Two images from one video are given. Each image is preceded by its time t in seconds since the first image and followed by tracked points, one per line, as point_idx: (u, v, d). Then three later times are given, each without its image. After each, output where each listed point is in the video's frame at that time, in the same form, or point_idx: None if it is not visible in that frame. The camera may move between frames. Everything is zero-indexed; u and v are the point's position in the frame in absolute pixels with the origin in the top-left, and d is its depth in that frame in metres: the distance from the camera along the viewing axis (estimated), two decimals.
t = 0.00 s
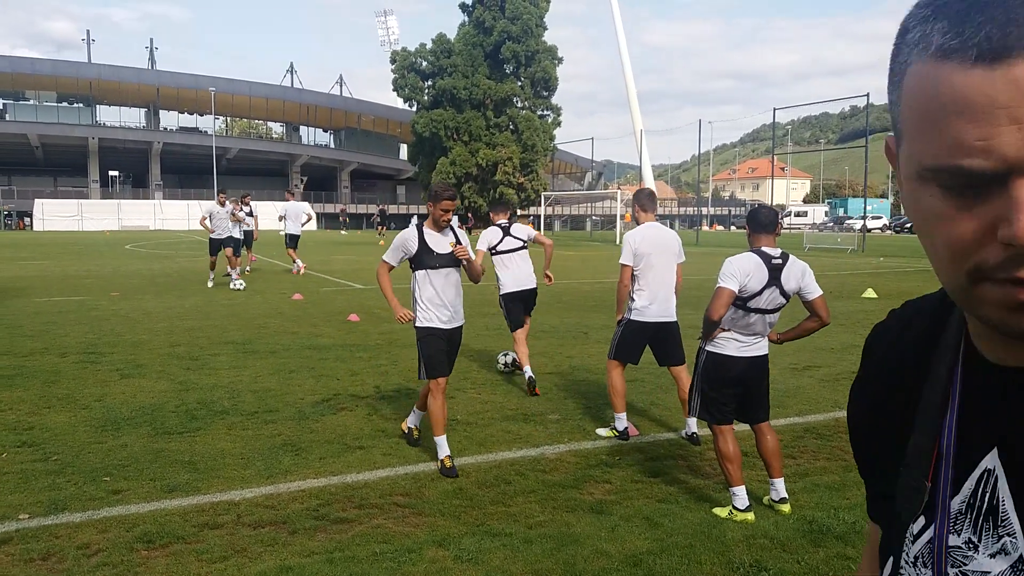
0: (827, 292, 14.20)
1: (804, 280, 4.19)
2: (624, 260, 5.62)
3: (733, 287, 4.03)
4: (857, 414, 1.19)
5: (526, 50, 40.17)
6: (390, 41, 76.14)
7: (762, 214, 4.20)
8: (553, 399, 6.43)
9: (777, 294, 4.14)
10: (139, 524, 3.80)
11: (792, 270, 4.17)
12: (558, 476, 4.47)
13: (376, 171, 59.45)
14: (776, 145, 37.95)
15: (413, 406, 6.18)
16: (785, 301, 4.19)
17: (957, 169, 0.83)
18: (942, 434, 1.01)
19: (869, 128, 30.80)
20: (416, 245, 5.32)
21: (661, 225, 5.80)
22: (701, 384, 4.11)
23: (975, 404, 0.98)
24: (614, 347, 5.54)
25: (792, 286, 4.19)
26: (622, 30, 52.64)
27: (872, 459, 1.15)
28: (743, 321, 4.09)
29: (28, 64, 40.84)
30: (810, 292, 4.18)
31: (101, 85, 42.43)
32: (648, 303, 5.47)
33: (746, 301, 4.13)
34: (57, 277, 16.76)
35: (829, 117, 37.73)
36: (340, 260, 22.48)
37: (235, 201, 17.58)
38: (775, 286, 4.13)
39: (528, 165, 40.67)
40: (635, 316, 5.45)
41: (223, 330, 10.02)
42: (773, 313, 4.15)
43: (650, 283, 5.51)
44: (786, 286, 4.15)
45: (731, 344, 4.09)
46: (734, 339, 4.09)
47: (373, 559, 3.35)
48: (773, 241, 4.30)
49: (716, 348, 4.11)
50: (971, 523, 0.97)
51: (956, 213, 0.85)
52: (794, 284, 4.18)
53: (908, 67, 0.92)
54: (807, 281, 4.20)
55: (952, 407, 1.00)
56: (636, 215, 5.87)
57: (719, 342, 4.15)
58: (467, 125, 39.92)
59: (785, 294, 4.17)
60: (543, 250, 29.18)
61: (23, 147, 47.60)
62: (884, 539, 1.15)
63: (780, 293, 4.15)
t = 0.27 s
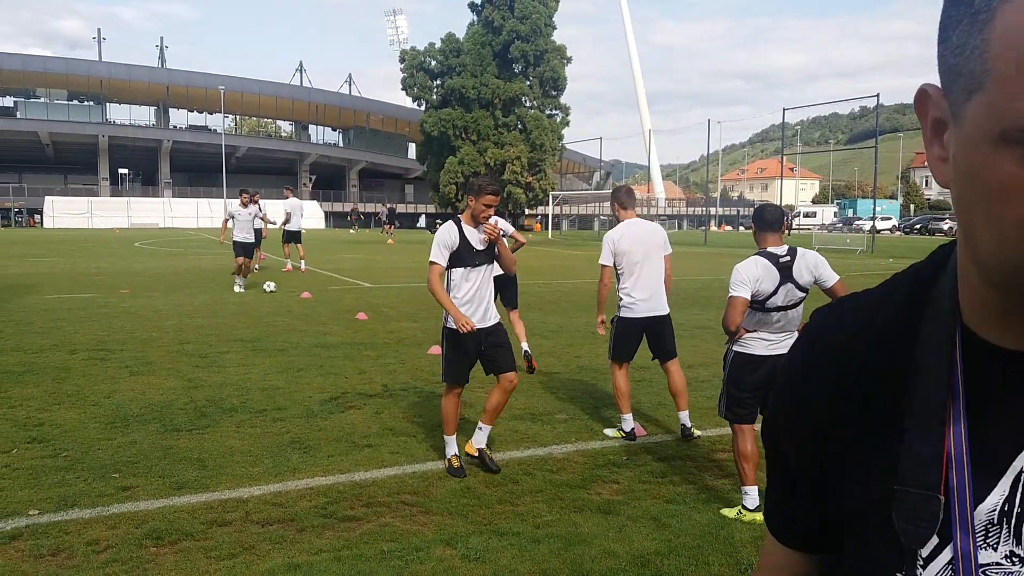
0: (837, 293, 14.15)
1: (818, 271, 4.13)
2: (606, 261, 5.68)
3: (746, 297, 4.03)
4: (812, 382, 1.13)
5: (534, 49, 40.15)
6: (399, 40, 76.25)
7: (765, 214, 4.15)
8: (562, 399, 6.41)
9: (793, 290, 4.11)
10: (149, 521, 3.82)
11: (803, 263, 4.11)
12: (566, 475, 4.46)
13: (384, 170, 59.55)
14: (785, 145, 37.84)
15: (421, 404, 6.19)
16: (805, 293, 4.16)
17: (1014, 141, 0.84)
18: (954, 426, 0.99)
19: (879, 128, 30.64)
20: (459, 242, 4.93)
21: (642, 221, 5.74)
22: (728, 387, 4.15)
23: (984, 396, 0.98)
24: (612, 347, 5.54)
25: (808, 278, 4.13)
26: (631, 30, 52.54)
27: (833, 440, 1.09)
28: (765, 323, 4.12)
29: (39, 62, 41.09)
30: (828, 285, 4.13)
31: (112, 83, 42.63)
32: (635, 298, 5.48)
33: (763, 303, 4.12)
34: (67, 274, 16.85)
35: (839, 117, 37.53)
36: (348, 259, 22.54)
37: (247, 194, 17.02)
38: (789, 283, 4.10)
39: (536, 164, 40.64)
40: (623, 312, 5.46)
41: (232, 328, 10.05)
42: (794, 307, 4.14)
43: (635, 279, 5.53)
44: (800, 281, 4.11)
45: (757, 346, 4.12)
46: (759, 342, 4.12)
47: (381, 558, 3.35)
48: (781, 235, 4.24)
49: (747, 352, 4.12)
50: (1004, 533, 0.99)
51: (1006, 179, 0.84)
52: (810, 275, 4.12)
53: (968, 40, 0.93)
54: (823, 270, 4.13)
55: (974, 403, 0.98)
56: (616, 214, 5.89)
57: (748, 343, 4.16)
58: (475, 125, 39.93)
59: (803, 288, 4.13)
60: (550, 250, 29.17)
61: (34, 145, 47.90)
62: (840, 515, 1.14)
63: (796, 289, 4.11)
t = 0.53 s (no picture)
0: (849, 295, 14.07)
1: (832, 259, 4.10)
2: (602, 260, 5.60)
3: (762, 296, 4.01)
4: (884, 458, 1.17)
5: (543, 50, 40.18)
6: (408, 42, 76.48)
7: (768, 213, 4.17)
8: (571, 401, 6.39)
9: (811, 282, 4.06)
10: (161, 520, 3.84)
11: (813, 254, 4.10)
12: (577, 476, 4.46)
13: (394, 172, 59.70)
14: (795, 145, 37.70)
15: (430, 404, 6.20)
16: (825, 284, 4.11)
17: None
18: None
19: (890, 128, 30.49)
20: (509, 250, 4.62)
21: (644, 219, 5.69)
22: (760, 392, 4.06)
23: None
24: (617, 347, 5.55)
25: (823, 267, 4.09)
26: (640, 31, 52.50)
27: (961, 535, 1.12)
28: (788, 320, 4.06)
29: (52, 64, 41.43)
30: (845, 272, 4.09)
31: (123, 85, 42.91)
32: (638, 297, 5.50)
33: (781, 301, 4.09)
34: (79, 275, 16.98)
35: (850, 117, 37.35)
36: (358, 260, 22.61)
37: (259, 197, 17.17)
38: (804, 275, 4.06)
39: (545, 165, 40.64)
40: (627, 313, 5.49)
41: (242, 328, 10.10)
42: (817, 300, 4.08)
43: (636, 278, 5.54)
44: (814, 271, 4.07)
45: (788, 343, 4.03)
46: (789, 340, 4.04)
47: (392, 557, 3.36)
48: (785, 236, 4.26)
49: (780, 354, 4.04)
50: None
51: None
52: (824, 264, 4.09)
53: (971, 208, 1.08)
54: (837, 259, 4.10)
55: None
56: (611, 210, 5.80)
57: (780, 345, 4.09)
58: (484, 126, 39.98)
59: (821, 277, 4.09)
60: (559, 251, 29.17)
61: (47, 147, 48.29)
62: (920, 507, 1.14)
63: (812, 279, 4.07)
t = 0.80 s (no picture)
0: (839, 290, 14.12)
1: (830, 252, 4.00)
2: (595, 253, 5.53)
3: (758, 291, 3.91)
4: None
5: (537, 43, 40.13)
6: (401, 34, 76.22)
7: (765, 209, 4.08)
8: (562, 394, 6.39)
9: (809, 275, 3.97)
10: (151, 513, 3.83)
11: (811, 246, 4.00)
12: (568, 469, 4.47)
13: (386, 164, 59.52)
14: (788, 140, 37.76)
15: (422, 398, 6.19)
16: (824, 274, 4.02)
17: None
18: None
19: (881, 124, 30.58)
20: (538, 239, 4.31)
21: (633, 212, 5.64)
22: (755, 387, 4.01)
23: None
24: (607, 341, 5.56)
25: (821, 259, 4.00)
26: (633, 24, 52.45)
27: None
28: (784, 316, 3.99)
29: (40, 53, 41.08)
30: (842, 263, 4.01)
31: (113, 74, 42.59)
32: (628, 292, 5.50)
33: (778, 296, 4.01)
34: (69, 265, 16.89)
35: (842, 112, 37.44)
36: (350, 252, 22.56)
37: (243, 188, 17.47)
38: (803, 268, 3.97)
39: (537, 159, 40.59)
40: (619, 307, 5.48)
41: (233, 320, 10.06)
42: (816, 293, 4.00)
43: (628, 272, 5.52)
44: (812, 264, 3.97)
45: (787, 338, 3.96)
46: (787, 336, 3.97)
47: (384, 551, 3.36)
48: (782, 229, 4.15)
49: (776, 349, 3.97)
50: None
51: None
52: (822, 256, 4.00)
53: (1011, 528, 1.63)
54: (835, 251, 4.01)
55: None
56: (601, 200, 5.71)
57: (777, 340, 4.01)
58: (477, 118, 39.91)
59: (819, 269, 3.99)
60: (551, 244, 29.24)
61: (36, 136, 47.95)
62: None
63: (811, 273, 3.98)
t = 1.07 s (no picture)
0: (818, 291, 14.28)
1: (818, 264, 4.00)
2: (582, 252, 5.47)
3: (746, 294, 3.87)
4: None
5: (517, 46, 40.20)
6: (381, 36, 76.02)
7: (763, 210, 4.03)
8: (546, 397, 6.38)
9: (795, 284, 3.96)
10: (131, 520, 3.77)
11: (802, 257, 3.97)
12: (552, 473, 4.47)
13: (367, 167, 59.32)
14: (767, 143, 38.10)
15: (405, 402, 6.16)
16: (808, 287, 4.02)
17: None
18: None
19: (858, 127, 30.96)
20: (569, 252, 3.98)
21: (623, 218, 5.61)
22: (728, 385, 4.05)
23: None
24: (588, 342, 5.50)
25: (808, 271, 3.99)
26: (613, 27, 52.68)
27: None
28: (763, 321, 3.99)
29: (15, 54, 40.51)
30: (826, 276, 4.03)
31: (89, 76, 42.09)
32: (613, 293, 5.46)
33: (764, 301, 3.97)
34: (44, 269, 16.66)
35: (819, 116, 37.84)
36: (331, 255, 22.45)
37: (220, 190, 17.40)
38: (791, 277, 3.94)
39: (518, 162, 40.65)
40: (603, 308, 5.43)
41: (212, 324, 9.97)
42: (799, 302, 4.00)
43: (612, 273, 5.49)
44: (801, 274, 3.95)
45: (760, 341, 3.98)
46: (762, 339, 3.98)
47: (367, 556, 3.34)
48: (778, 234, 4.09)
49: (749, 350, 3.99)
50: None
51: None
52: (811, 268, 3.99)
53: None
54: (822, 263, 4.01)
55: None
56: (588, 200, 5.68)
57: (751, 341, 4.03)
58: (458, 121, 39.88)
59: (806, 281, 3.98)
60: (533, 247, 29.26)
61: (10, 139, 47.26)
62: None
63: (798, 283, 3.96)
